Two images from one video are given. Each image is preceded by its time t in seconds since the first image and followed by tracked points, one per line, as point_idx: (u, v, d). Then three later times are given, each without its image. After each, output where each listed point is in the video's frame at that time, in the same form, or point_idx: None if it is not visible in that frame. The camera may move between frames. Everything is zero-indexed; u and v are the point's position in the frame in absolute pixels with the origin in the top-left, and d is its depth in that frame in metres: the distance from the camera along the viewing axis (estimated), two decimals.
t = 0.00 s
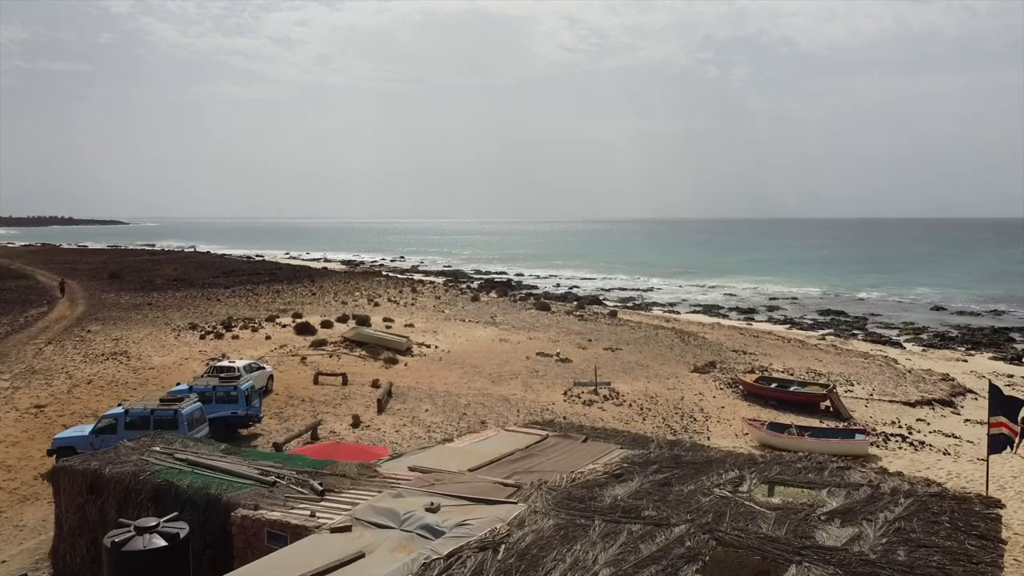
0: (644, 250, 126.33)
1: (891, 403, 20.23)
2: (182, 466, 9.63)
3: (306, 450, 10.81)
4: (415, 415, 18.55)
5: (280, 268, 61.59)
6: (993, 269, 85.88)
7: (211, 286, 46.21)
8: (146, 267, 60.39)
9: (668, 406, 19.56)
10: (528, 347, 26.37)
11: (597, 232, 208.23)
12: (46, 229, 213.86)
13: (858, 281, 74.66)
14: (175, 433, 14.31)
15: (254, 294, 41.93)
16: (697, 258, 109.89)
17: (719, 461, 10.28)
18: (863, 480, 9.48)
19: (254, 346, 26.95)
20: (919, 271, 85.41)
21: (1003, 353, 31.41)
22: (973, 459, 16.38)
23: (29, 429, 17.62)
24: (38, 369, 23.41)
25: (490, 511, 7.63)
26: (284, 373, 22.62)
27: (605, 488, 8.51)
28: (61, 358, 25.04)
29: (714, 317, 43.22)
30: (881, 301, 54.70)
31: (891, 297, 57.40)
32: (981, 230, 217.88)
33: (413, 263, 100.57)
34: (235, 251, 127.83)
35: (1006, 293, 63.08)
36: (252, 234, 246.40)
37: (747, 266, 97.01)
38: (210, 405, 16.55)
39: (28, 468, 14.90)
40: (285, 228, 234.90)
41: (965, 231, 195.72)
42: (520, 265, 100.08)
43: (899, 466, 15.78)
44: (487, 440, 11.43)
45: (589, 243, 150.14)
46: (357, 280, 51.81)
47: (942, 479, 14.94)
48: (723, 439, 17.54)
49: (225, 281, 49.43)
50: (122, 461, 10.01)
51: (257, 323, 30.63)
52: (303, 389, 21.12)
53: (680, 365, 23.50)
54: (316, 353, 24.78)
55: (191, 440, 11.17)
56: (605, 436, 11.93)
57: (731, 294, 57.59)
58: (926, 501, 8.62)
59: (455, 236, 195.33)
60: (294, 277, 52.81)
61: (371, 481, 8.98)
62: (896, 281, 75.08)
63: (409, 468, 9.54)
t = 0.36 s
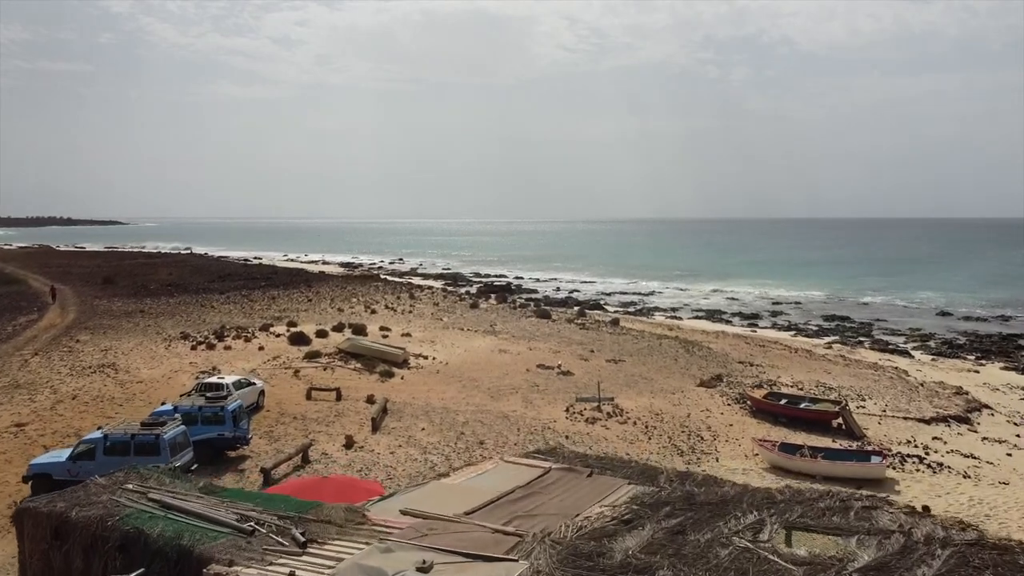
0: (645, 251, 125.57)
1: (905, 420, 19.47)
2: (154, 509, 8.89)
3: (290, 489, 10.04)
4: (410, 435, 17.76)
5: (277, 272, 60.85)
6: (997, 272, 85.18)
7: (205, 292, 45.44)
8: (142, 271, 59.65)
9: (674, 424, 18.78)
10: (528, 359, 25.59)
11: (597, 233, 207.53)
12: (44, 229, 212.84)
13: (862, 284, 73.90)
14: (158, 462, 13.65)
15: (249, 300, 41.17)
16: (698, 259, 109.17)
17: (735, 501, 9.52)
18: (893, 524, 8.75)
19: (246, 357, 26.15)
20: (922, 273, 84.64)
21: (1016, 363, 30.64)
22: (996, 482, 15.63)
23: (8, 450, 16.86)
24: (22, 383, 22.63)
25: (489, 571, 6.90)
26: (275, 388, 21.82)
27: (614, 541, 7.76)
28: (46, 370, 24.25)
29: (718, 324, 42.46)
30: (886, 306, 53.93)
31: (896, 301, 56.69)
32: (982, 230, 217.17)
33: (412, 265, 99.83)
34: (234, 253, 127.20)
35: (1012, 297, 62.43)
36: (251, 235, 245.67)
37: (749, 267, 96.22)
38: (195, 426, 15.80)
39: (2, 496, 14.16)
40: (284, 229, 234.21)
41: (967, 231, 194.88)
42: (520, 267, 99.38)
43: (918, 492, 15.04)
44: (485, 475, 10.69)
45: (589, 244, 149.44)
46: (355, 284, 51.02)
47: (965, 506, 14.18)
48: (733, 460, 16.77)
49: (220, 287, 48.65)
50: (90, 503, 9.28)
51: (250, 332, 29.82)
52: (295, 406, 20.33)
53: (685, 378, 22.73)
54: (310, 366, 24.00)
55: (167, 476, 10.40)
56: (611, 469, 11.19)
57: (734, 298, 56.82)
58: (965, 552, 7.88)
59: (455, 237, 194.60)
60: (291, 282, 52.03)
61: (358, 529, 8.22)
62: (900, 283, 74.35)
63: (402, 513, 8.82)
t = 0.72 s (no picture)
0: (645, 253, 124.90)
1: (920, 439, 18.71)
2: (118, 560, 8.12)
3: (273, 532, 9.31)
4: (405, 456, 17.00)
5: (273, 276, 60.07)
6: (1000, 274, 84.62)
7: (199, 298, 44.61)
8: (136, 275, 58.77)
9: (680, 443, 18.04)
10: (528, 371, 24.85)
11: (597, 234, 206.63)
12: (41, 230, 211.68)
13: (864, 287, 73.25)
14: (138, 489, 12.99)
15: (243, 307, 40.38)
16: (699, 261, 108.47)
17: (753, 546, 8.80)
18: None
19: (238, 368, 25.37)
20: (925, 276, 83.94)
21: None
22: (1019, 508, 14.88)
23: None
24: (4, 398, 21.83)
25: None
26: (266, 403, 21.05)
27: None
28: (29, 384, 23.42)
29: (721, 331, 41.72)
30: (891, 310, 53.23)
31: (900, 306, 56.03)
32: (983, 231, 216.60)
33: (410, 267, 98.98)
34: (233, 255, 126.54)
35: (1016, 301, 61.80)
36: (249, 236, 244.67)
37: (751, 269, 95.59)
38: (179, 450, 15.01)
39: None
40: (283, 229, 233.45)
41: (968, 232, 194.22)
42: (520, 269, 98.63)
43: (938, 519, 14.30)
44: (482, 514, 9.94)
45: (588, 246, 148.86)
46: (352, 289, 50.21)
47: (990, 535, 13.41)
48: (742, 484, 16.02)
49: (215, 292, 47.84)
50: (52, 550, 8.52)
51: (242, 342, 29.04)
52: (285, 423, 19.56)
53: (691, 393, 21.99)
54: (302, 379, 23.24)
55: (140, 517, 9.61)
56: (617, 506, 10.44)
57: (736, 303, 56.10)
58: None
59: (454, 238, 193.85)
60: (287, 286, 51.25)
61: None
62: (903, 287, 73.64)
63: (393, 564, 8.11)
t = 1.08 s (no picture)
0: (645, 254, 124.06)
1: (937, 458, 17.95)
2: None
3: None
4: (399, 479, 16.21)
5: (269, 280, 59.24)
6: (1003, 278, 84.00)
7: (193, 303, 43.78)
8: (130, 279, 57.92)
9: (687, 464, 17.28)
10: (528, 384, 24.08)
11: (597, 235, 205.74)
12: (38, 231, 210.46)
13: (867, 291, 72.59)
14: (114, 521, 12.18)
15: (237, 314, 39.55)
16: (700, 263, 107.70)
17: None
18: None
19: (228, 381, 24.56)
20: (928, 279, 83.25)
21: None
22: None
23: None
24: None
25: None
26: (255, 419, 20.26)
27: None
28: (11, 398, 22.57)
29: (724, 338, 40.97)
30: (895, 316, 52.50)
31: (904, 311, 55.35)
32: (984, 232, 216.18)
33: (409, 269, 98.20)
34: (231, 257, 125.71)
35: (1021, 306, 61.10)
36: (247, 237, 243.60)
37: (752, 272, 94.92)
38: (161, 476, 14.22)
39: None
40: (282, 230, 232.75)
41: (969, 234, 193.51)
42: (519, 272, 97.72)
43: (961, 549, 13.54)
44: (479, 561, 9.15)
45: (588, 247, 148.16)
46: (349, 294, 49.40)
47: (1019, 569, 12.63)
48: (753, 509, 15.24)
49: (209, 297, 47.00)
50: None
51: (234, 352, 28.23)
52: (275, 441, 18.77)
53: (696, 408, 21.23)
54: (294, 393, 22.45)
55: (106, 565, 8.93)
56: (624, 548, 9.68)
57: (738, 308, 55.34)
58: None
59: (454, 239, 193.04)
60: (283, 291, 50.47)
61: None
62: (906, 290, 72.90)
63: None
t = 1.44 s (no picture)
0: (646, 256, 123.32)
1: (955, 480, 17.18)
2: None
3: None
4: (393, 505, 15.46)
5: (266, 284, 58.52)
6: (1007, 280, 83.24)
7: (187, 310, 43.00)
8: (124, 283, 57.18)
9: (694, 487, 16.52)
10: (528, 398, 23.32)
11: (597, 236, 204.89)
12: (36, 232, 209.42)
13: (870, 295, 71.87)
14: (87, 559, 11.40)
15: (231, 320, 38.75)
16: (701, 264, 106.94)
17: None
18: None
19: (219, 395, 23.79)
20: (932, 281, 82.50)
21: None
22: None
23: None
24: None
25: None
26: (245, 437, 19.51)
27: None
28: None
29: (727, 344, 40.21)
30: (900, 320, 51.77)
31: (908, 315, 54.62)
32: (986, 232, 215.27)
33: (408, 272, 97.41)
34: (229, 258, 124.73)
35: None
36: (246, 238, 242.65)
37: (753, 274, 94.18)
38: (140, 505, 13.44)
39: None
40: (281, 231, 231.97)
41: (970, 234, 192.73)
42: (519, 273, 96.96)
43: None
44: None
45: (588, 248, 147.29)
46: (346, 299, 48.63)
47: None
48: (766, 537, 14.48)
49: (204, 303, 46.20)
50: None
51: (225, 363, 27.43)
52: (264, 461, 18.01)
53: (703, 425, 20.47)
54: (286, 408, 21.69)
55: None
56: None
57: (741, 313, 54.58)
58: None
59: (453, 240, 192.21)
60: (279, 296, 49.64)
61: None
62: (910, 294, 72.13)
63: None
